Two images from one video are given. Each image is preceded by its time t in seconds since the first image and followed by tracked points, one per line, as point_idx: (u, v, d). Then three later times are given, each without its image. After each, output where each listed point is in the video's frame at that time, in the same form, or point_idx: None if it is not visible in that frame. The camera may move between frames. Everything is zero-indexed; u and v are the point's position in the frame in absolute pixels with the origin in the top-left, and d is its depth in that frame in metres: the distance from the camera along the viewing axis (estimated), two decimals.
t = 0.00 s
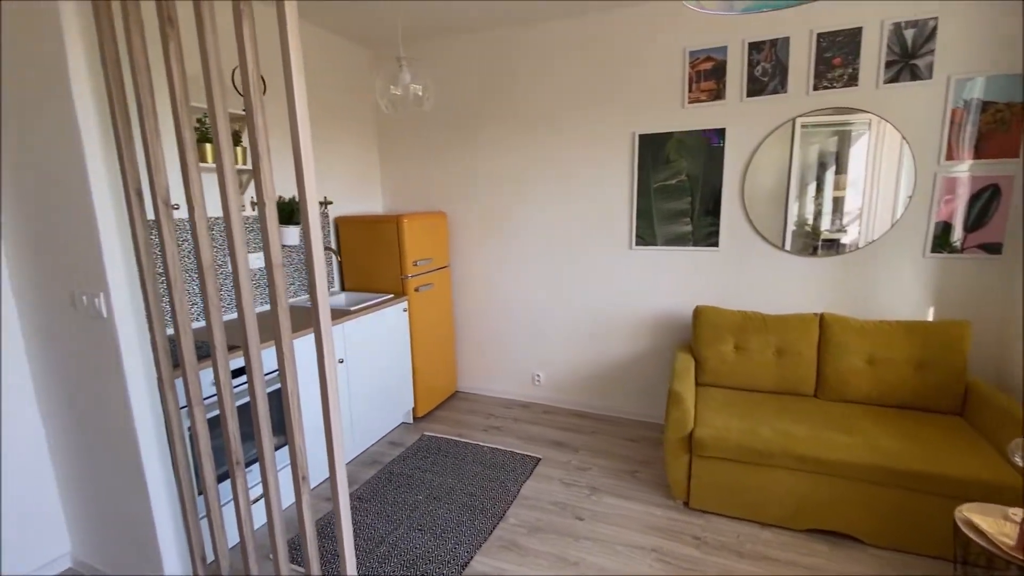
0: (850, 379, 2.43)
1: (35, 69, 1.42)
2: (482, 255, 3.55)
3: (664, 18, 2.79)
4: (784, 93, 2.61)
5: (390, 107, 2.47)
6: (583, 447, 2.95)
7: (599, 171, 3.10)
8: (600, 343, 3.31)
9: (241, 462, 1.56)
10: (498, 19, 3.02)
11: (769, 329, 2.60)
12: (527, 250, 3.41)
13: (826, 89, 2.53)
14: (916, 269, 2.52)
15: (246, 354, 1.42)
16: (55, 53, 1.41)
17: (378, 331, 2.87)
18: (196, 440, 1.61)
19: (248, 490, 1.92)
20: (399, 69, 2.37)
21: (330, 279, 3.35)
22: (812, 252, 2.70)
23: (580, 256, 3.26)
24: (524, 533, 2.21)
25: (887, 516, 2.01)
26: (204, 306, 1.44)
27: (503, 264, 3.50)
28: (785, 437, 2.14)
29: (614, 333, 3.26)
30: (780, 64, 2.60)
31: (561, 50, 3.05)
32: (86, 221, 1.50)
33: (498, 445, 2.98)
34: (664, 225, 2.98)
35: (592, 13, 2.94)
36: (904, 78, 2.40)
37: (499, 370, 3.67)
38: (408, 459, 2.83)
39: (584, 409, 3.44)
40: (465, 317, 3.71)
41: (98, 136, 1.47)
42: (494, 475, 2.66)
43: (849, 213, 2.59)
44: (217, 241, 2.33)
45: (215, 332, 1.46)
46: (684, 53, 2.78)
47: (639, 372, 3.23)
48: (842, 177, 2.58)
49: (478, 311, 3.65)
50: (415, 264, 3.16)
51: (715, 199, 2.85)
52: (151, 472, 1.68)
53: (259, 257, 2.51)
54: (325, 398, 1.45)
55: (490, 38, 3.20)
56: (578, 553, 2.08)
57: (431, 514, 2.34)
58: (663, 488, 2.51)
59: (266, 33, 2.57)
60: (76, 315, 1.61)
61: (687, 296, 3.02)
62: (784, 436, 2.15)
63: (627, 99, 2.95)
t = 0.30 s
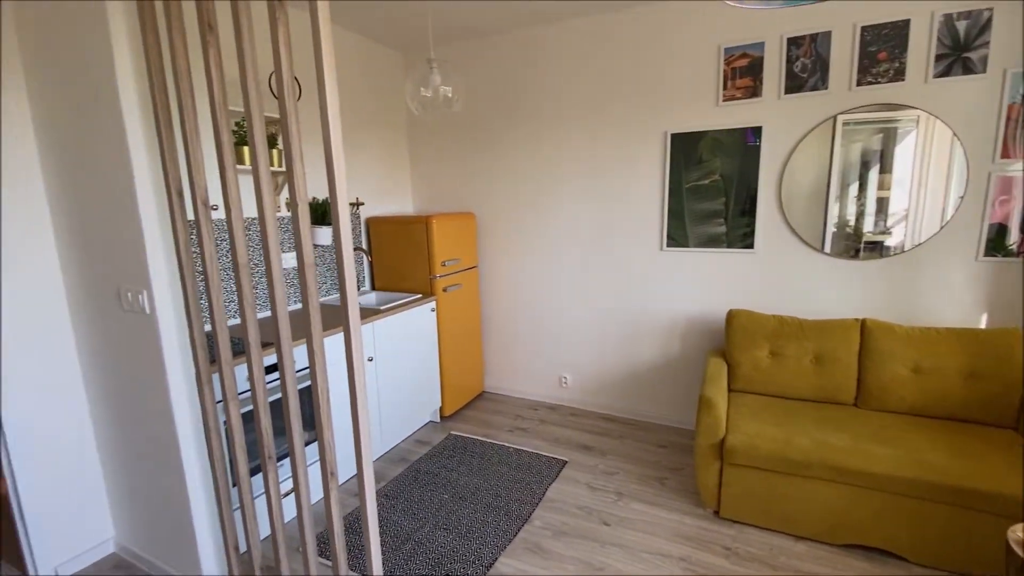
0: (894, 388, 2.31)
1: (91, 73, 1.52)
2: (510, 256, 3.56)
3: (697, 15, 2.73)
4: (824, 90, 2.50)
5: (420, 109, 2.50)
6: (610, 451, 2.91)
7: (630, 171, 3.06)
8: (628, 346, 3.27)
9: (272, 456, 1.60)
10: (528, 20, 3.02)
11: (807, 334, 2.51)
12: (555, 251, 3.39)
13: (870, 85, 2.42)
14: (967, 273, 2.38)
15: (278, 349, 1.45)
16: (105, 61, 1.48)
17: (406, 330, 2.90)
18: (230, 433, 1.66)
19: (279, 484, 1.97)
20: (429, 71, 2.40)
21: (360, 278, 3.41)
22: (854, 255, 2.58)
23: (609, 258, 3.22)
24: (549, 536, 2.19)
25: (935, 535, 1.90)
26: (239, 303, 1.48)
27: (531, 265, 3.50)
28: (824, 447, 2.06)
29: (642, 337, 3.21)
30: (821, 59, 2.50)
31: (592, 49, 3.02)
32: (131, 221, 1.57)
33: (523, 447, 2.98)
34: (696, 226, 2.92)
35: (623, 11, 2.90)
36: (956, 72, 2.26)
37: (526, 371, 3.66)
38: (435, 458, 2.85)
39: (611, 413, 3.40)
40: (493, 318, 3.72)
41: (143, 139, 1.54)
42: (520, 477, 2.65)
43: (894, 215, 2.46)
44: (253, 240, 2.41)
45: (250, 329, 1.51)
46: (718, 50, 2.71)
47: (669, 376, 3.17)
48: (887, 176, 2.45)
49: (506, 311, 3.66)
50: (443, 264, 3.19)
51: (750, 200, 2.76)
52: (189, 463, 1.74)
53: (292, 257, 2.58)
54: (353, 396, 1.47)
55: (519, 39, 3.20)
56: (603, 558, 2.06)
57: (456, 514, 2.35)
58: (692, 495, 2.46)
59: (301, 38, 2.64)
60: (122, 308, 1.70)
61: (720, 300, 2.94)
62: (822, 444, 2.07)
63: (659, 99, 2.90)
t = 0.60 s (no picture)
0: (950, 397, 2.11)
1: (145, 80, 1.62)
2: (539, 256, 3.56)
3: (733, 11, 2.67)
4: (869, 84, 2.21)
5: (452, 110, 2.52)
6: (639, 455, 2.87)
7: (662, 171, 3.01)
8: (658, 349, 3.22)
9: (305, 450, 1.64)
10: (559, 21, 3.02)
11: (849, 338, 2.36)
12: (585, 252, 3.37)
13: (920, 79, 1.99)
14: None
15: (312, 346, 1.49)
16: (156, 69, 1.56)
17: (435, 329, 2.94)
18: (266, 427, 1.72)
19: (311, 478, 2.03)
20: (460, 72, 2.42)
21: (392, 278, 3.48)
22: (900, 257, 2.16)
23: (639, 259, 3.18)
24: (576, 539, 2.18)
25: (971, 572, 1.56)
26: (276, 300, 1.53)
27: (562, 266, 3.48)
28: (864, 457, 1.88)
29: (673, 340, 3.15)
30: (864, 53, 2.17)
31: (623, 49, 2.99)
32: (177, 221, 1.65)
33: (550, 449, 2.96)
34: (732, 227, 2.84)
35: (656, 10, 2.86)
36: None
37: (555, 372, 3.65)
38: (462, 457, 2.87)
39: (641, 417, 3.35)
40: (521, 318, 3.72)
41: (189, 143, 1.62)
42: (547, 478, 2.64)
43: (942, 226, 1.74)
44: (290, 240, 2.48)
45: (286, 325, 1.55)
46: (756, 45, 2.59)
47: (701, 380, 3.10)
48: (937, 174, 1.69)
49: (535, 312, 3.65)
50: (473, 264, 3.21)
51: (787, 200, 2.65)
52: (228, 455, 1.81)
53: (326, 256, 2.65)
54: (382, 393, 1.50)
55: (549, 40, 3.19)
56: (631, 564, 2.02)
57: (483, 513, 2.36)
58: (724, 504, 2.39)
59: (337, 43, 2.70)
60: (169, 303, 1.80)
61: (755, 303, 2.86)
62: (859, 455, 1.90)
63: (692, 98, 2.85)
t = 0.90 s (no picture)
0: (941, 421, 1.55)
1: (184, 85, 1.69)
2: (567, 256, 3.54)
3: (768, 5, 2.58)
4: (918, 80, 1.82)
5: (479, 111, 2.53)
6: (665, 460, 2.82)
7: (693, 171, 2.95)
8: (687, 353, 3.15)
9: (331, 444, 1.68)
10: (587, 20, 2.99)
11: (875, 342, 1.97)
12: (613, 253, 3.33)
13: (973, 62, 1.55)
14: None
15: (338, 343, 1.52)
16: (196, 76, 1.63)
17: (460, 329, 2.95)
18: (295, 420, 1.77)
19: (336, 472, 2.07)
20: (488, 72, 2.42)
21: (420, 277, 3.52)
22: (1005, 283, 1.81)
23: (669, 260, 3.12)
24: (598, 542, 2.15)
25: None
26: (305, 297, 1.57)
27: (589, 267, 3.46)
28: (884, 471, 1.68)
29: (703, 344, 3.08)
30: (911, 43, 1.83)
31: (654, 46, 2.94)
32: (214, 220, 1.72)
33: (575, 450, 2.94)
34: (766, 228, 2.74)
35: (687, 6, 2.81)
36: None
37: (581, 374, 3.63)
38: (486, 455, 2.89)
39: (669, 421, 3.29)
40: (548, 319, 3.71)
41: (226, 145, 1.68)
42: (571, 480, 2.62)
43: None
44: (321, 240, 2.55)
45: (313, 322, 1.59)
46: (795, 40, 2.34)
47: (731, 385, 3.02)
48: None
49: (561, 313, 3.64)
50: (499, 264, 3.22)
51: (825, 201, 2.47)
52: (258, 446, 1.87)
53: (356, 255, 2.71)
54: (405, 390, 1.52)
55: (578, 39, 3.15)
56: (654, 571, 1.99)
57: (506, 512, 2.36)
58: (755, 514, 2.32)
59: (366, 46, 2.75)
60: (205, 299, 1.87)
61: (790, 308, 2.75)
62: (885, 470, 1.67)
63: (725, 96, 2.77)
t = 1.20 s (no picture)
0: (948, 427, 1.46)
1: (218, 90, 1.76)
2: (594, 256, 3.51)
3: None
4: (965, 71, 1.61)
5: (504, 110, 2.53)
6: (692, 465, 2.76)
7: (723, 170, 2.87)
8: (716, 356, 3.07)
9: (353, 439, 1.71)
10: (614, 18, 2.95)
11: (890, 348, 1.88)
12: (641, 253, 3.28)
13: None
14: None
15: (360, 339, 1.55)
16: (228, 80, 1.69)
17: (484, 328, 2.96)
18: (320, 414, 1.81)
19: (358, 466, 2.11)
20: (513, 72, 2.42)
21: (446, 276, 3.56)
22: None
23: (698, 261, 3.05)
24: (619, 547, 2.12)
25: None
26: (329, 294, 1.61)
27: (616, 267, 3.42)
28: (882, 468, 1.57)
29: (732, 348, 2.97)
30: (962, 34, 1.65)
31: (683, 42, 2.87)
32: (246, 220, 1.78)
33: (598, 453, 2.91)
34: (801, 228, 2.61)
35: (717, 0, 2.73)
36: None
37: (607, 375, 3.59)
38: (509, 454, 2.89)
39: (698, 426, 3.21)
40: (574, 320, 3.69)
41: (256, 146, 1.73)
42: (593, 483, 2.59)
43: None
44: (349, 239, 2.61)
45: (337, 319, 1.62)
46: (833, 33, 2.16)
47: (763, 390, 2.92)
48: None
49: (588, 314, 3.61)
50: (524, 263, 3.21)
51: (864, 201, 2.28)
52: (285, 439, 1.92)
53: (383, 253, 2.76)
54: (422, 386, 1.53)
55: (605, 35, 3.10)
56: None
57: (526, 512, 2.36)
58: (785, 524, 2.24)
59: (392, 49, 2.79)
60: (237, 295, 1.94)
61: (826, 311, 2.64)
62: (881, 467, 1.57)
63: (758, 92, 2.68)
